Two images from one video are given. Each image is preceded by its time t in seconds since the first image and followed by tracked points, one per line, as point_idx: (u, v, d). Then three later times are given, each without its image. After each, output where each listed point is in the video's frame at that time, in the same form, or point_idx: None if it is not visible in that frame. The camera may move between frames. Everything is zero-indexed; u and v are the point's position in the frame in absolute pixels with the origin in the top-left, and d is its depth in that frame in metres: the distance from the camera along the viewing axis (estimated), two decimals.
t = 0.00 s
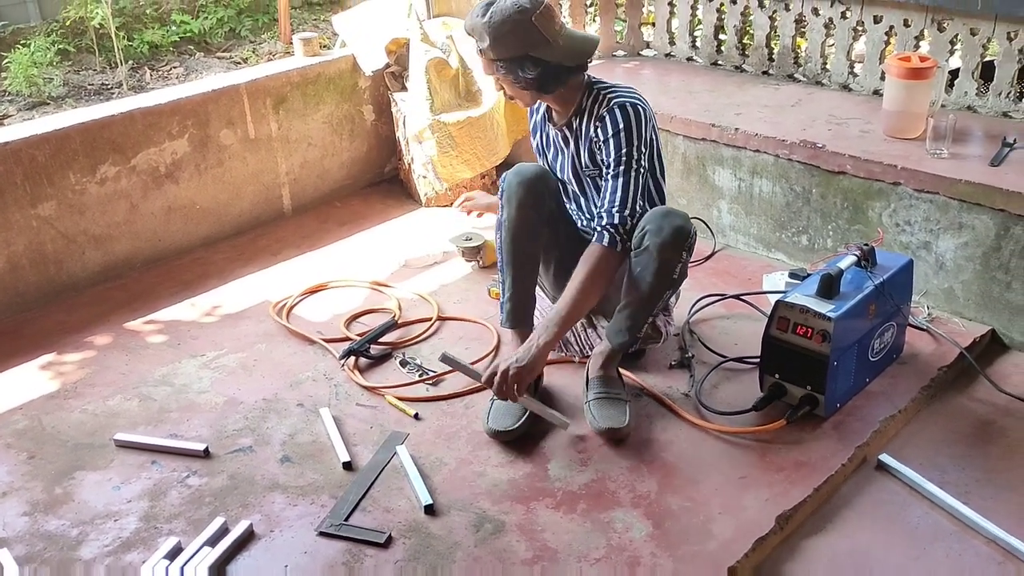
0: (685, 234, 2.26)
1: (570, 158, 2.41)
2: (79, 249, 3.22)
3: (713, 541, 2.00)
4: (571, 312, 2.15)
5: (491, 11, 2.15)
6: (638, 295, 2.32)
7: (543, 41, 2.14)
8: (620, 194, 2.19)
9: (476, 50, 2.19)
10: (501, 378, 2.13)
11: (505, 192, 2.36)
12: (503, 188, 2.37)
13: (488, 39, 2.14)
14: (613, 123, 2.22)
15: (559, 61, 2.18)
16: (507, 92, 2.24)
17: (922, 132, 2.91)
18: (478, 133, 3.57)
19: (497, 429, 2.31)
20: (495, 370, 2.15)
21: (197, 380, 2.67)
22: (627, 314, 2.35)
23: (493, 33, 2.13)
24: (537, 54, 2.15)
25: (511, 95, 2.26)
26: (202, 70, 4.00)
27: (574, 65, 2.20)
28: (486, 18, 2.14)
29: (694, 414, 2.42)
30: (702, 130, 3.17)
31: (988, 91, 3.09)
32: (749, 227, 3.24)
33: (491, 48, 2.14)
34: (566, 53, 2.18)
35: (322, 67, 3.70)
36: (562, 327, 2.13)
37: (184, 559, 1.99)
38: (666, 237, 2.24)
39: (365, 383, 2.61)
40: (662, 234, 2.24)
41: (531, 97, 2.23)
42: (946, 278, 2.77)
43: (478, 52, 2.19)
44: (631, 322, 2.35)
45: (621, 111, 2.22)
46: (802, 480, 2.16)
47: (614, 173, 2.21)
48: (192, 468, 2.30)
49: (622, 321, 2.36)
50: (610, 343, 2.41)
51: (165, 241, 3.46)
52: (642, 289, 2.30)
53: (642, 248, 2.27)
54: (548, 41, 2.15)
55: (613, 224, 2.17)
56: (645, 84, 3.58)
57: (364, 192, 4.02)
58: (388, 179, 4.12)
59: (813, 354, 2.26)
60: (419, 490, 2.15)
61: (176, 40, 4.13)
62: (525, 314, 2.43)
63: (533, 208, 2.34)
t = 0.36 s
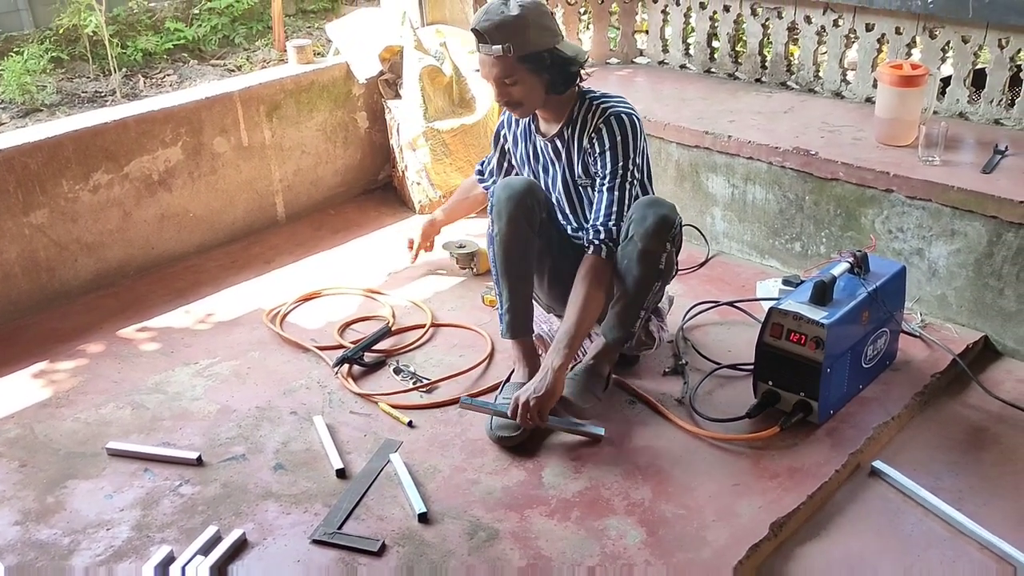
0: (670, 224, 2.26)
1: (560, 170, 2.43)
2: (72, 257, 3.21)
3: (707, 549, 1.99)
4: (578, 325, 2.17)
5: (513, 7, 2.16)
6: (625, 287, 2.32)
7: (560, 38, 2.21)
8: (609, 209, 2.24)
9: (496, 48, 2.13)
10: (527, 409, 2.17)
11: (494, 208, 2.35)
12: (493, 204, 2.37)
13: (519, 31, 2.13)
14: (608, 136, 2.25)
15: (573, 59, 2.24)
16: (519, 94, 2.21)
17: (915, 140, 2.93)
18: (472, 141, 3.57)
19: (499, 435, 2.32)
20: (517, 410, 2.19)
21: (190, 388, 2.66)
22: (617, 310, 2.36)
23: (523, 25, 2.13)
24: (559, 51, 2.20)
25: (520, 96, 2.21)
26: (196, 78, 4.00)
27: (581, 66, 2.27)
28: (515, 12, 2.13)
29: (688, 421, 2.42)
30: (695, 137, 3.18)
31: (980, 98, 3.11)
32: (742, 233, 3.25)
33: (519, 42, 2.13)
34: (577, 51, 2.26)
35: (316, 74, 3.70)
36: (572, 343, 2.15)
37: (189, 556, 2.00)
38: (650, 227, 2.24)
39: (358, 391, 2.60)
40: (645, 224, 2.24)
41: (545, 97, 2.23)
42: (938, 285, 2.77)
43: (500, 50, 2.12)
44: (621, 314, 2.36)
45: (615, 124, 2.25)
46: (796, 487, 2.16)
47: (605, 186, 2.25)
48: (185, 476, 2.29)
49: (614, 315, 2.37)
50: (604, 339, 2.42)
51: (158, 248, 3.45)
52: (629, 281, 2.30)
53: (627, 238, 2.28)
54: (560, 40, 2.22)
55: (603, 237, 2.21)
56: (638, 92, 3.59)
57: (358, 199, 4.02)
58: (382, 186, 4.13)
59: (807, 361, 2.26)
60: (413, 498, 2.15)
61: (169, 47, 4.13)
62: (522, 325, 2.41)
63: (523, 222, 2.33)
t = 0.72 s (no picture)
0: (665, 258, 2.27)
1: (554, 184, 2.44)
2: (72, 262, 3.21)
3: (706, 555, 1.99)
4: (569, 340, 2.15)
5: (497, 25, 2.17)
6: (620, 314, 2.34)
7: (547, 53, 2.22)
8: (603, 220, 2.22)
9: (482, 68, 2.14)
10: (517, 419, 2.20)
11: (502, 215, 2.36)
12: (501, 211, 2.37)
13: (505, 51, 2.14)
14: (597, 146, 2.24)
15: (561, 75, 2.24)
16: (508, 112, 2.21)
17: (914, 147, 2.93)
18: (472, 146, 3.61)
19: (498, 443, 2.32)
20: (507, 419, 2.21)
21: (190, 393, 2.66)
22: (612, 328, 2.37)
23: (508, 43, 2.14)
24: (547, 67, 2.21)
25: (510, 114, 2.22)
26: (196, 83, 4.02)
27: (570, 80, 2.27)
28: (499, 32, 2.15)
29: (687, 427, 2.43)
30: (694, 144, 3.19)
31: (978, 105, 3.12)
32: (742, 240, 3.26)
33: (505, 60, 2.14)
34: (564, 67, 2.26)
35: (316, 80, 3.70)
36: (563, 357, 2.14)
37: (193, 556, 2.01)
38: (644, 261, 2.25)
39: (358, 396, 2.60)
40: (640, 259, 2.26)
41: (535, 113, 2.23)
42: (938, 292, 2.78)
43: (485, 69, 2.14)
44: (619, 335, 2.36)
45: (605, 132, 2.24)
46: (796, 493, 2.16)
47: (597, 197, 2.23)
48: (185, 481, 2.29)
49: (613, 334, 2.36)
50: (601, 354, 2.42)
51: (158, 253, 3.45)
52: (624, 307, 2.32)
53: (623, 269, 2.29)
54: (547, 57, 2.23)
55: (599, 249, 2.20)
56: (638, 98, 3.59)
57: (358, 205, 4.03)
58: (381, 191, 4.13)
59: (807, 368, 2.26)
60: (412, 504, 2.15)
61: (169, 53, 4.14)
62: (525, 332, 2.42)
63: (529, 230, 2.34)
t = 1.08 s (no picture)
0: (681, 260, 2.26)
1: (557, 198, 2.43)
2: (74, 261, 3.21)
3: (707, 556, 2.00)
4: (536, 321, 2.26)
5: (497, 44, 2.13)
6: (633, 316, 2.33)
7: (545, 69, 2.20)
8: (607, 232, 2.24)
9: (485, 90, 2.10)
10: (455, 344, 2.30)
11: (499, 218, 2.36)
12: (497, 215, 2.37)
13: (509, 71, 2.11)
14: (599, 156, 2.22)
15: (559, 89, 2.23)
16: (512, 130, 2.20)
17: (916, 150, 2.94)
18: (472, 148, 3.67)
19: (498, 443, 2.32)
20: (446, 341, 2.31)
21: (191, 393, 2.67)
22: (627, 328, 2.35)
23: (510, 63, 2.11)
24: (547, 83, 2.20)
25: (511, 134, 2.21)
26: (198, 84, 4.03)
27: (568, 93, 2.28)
28: (501, 51, 2.11)
29: (688, 428, 2.43)
30: (696, 146, 3.19)
31: (980, 109, 3.12)
32: (743, 242, 3.26)
33: (508, 80, 2.11)
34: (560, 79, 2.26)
35: (319, 81, 3.71)
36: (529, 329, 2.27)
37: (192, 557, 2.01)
38: (661, 264, 2.24)
39: (359, 396, 2.61)
40: (656, 261, 2.25)
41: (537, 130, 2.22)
42: (939, 295, 2.78)
43: (488, 91, 2.10)
44: (632, 336, 2.35)
45: (607, 141, 2.22)
46: (796, 494, 2.17)
47: (601, 205, 2.25)
48: (186, 480, 2.29)
49: (621, 336, 2.36)
50: (609, 356, 2.41)
51: (160, 253, 3.46)
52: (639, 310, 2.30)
53: (638, 273, 2.27)
54: (545, 72, 2.22)
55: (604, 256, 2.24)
56: (640, 101, 3.60)
57: (360, 206, 4.04)
58: (383, 192, 4.14)
59: (808, 369, 2.27)
60: (413, 504, 2.15)
61: (172, 54, 4.15)
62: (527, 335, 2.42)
63: (528, 231, 2.34)
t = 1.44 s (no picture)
0: (704, 272, 2.33)
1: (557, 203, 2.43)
2: (77, 260, 3.22)
3: (706, 557, 2.00)
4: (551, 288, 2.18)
5: (472, 62, 2.11)
6: (654, 324, 2.36)
7: (527, 81, 2.18)
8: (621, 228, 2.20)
9: (463, 110, 2.10)
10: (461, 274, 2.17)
11: (502, 220, 2.36)
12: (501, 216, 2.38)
13: (485, 87, 2.10)
14: (593, 161, 2.22)
15: (542, 100, 2.22)
16: (496, 145, 2.20)
17: (917, 153, 2.94)
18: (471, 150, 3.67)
19: (498, 443, 2.33)
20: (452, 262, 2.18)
21: (192, 392, 2.67)
22: (640, 335, 2.39)
23: (486, 82, 2.09)
24: (528, 94, 2.18)
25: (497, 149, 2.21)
26: (201, 84, 4.04)
27: (554, 101, 2.27)
28: (475, 68, 2.10)
29: (688, 430, 2.43)
30: (698, 148, 3.20)
31: (982, 112, 3.12)
32: (744, 244, 3.26)
33: (486, 99, 2.10)
34: (545, 88, 2.23)
35: (321, 82, 3.72)
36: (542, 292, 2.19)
37: (190, 557, 2.01)
38: (687, 274, 2.30)
39: (360, 396, 2.61)
40: (682, 271, 2.30)
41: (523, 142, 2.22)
42: (940, 298, 2.78)
43: (465, 111, 2.11)
44: (646, 342, 2.38)
45: (599, 146, 2.21)
46: (796, 496, 2.17)
47: (608, 204, 2.21)
48: (187, 479, 2.30)
49: (634, 341, 2.39)
50: (616, 360, 2.42)
51: (162, 252, 3.46)
52: (660, 317, 2.35)
53: (662, 282, 2.32)
54: (528, 83, 2.19)
55: (630, 248, 2.16)
56: (642, 102, 3.61)
57: (362, 206, 4.04)
58: (385, 193, 4.14)
59: (809, 372, 2.27)
60: (413, 504, 2.15)
61: (175, 54, 4.16)
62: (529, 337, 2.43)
63: (530, 234, 2.35)
